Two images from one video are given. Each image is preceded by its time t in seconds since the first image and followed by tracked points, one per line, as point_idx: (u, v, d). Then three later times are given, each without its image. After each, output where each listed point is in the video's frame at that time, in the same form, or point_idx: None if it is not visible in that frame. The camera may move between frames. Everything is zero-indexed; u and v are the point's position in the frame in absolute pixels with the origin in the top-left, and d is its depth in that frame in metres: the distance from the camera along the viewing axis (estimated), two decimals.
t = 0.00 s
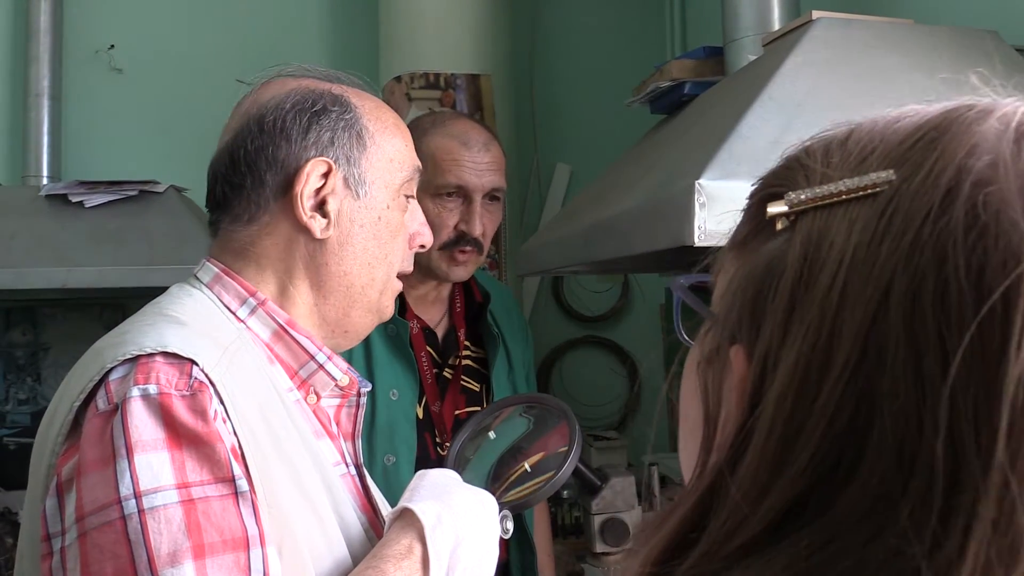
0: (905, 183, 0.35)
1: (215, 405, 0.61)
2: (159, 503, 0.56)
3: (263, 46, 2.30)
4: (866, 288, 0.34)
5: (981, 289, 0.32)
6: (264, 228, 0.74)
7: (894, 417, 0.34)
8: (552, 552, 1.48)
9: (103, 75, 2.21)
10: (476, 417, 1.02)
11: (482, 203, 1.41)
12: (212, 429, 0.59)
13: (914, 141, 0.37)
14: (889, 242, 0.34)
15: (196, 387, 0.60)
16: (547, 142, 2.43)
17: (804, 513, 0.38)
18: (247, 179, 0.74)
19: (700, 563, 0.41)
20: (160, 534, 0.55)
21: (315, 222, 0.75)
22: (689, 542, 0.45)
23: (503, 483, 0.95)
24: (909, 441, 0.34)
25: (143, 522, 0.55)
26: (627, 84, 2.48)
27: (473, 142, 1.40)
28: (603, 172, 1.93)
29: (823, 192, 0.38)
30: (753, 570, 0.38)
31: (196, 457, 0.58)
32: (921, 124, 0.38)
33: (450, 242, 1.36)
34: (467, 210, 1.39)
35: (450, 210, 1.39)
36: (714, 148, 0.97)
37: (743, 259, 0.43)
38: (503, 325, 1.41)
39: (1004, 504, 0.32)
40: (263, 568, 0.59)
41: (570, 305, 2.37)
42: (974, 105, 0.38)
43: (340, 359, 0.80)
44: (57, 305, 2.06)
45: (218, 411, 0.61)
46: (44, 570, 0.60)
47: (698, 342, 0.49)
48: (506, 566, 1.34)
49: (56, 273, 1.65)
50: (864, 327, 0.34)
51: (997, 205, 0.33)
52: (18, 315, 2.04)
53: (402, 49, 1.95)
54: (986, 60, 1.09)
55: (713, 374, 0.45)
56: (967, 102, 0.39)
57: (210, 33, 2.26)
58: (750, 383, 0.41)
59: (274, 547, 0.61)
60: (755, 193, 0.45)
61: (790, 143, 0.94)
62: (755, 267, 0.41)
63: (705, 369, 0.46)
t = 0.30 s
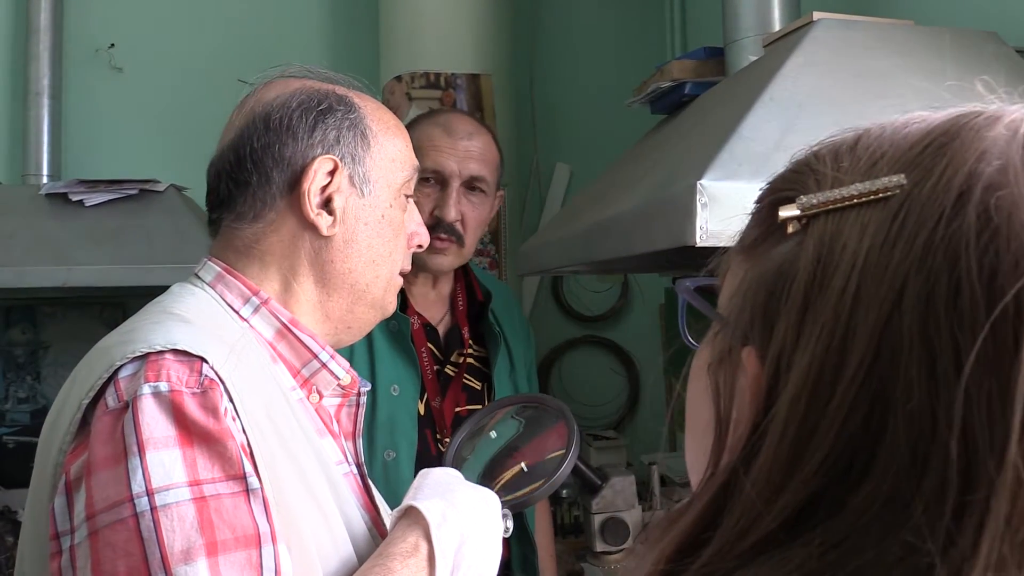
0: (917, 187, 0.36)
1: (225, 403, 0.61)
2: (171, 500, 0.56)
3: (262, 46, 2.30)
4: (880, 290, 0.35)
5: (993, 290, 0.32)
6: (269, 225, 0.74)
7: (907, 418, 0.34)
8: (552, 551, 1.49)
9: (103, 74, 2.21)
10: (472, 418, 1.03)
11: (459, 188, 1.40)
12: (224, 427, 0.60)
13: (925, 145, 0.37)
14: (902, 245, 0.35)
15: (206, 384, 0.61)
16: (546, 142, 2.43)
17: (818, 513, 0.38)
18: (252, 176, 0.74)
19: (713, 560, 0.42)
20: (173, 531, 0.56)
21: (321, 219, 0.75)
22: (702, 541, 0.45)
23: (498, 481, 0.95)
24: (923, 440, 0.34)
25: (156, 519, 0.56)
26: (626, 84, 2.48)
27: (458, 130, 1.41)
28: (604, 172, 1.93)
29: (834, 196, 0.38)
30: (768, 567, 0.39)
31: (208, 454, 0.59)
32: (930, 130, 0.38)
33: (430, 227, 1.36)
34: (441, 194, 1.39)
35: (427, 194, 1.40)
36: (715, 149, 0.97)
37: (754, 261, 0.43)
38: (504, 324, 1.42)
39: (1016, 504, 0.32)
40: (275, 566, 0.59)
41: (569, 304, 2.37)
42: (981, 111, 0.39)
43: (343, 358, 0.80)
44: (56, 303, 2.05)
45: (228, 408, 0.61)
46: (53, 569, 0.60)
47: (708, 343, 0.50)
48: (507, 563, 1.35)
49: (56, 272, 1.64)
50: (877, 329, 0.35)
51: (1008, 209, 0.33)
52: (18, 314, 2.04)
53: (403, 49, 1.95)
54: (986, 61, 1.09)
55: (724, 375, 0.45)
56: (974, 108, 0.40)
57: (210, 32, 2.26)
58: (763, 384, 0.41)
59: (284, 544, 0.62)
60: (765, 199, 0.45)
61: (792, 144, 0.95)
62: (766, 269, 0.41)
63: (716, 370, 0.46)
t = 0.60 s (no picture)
0: (926, 193, 0.36)
1: (228, 403, 0.61)
2: (174, 499, 0.56)
3: (262, 45, 2.30)
4: (889, 295, 0.35)
5: (1003, 297, 0.32)
6: (268, 223, 0.74)
7: (916, 422, 0.34)
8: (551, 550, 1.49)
9: (102, 73, 2.21)
10: (469, 419, 1.03)
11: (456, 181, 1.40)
12: (226, 426, 0.60)
13: (934, 151, 0.37)
14: (913, 250, 0.35)
15: (208, 383, 0.61)
16: (545, 142, 2.43)
17: (824, 515, 0.38)
18: (252, 174, 0.74)
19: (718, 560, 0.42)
20: (176, 530, 0.56)
21: (320, 217, 0.75)
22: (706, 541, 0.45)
23: (492, 483, 0.96)
24: (933, 444, 0.34)
25: (159, 518, 0.56)
26: (625, 85, 2.49)
27: (456, 126, 1.41)
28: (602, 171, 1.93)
29: (841, 199, 0.38)
30: (774, 567, 0.39)
31: (210, 454, 0.59)
32: (936, 135, 0.39)
33: (427, 221, 1.37)
34: (439, 186, 1.39)
35: (425, 188, 1.40)
36: (715, 150, 0.97)
37: (759, 263, 0.43)
38: (505, 324, 1.42)
39: None
40: (277, 565, 0.59)
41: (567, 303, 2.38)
42: (986, 118, 0.39)
43: (342, 358, 0.80)
44: (55, 303, 2.05)
45: (230, 408, 0.62)
46: (54, 568, 0.60)
47: (709, 345, 0.50)
48: (506, 562, 1.35)
49: (55, 271, 1.64)
50: (887, 334, 0.35)
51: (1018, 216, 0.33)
52: (17, 313, 2.04)
53: (402, 48, 1.95)
54: (984, 63, 1.10)
55: (729, 376, 0.45)
56: (978, 114, 0.40)
57: (209, 31, 2.26)
58: (771, 386, 0.41)
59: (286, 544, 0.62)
60: (768, 201, 0.45)
61: (791, 146, 0.95)
62: (773, 271, 0.41)
63: (720, 371, 0.46)
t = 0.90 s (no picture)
0: (924, 197, 0.36)
1: (226, 402, 0.62)
2: (170, 498, 0.57)
3: (261, 46, 2.30)
4: (889, 297, 0.35)
5: (1001, 298, 0.33)
6: (271, 224, 0.75)
7: (917, 422, 0.34)
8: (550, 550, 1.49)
9: (101, 72, 2.21)
10: (471, 421, 1.03)
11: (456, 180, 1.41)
12: (223, 426, 0.60)
13: (931, 154, 0.38)
14: (911, 253, 0.35)
15: (207, 383, 0.61)
16: (544, 142, 2.43)
17: (824, 515, 0.38)
18: (255, 174, 0.74)
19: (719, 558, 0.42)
20: (172, 529, 0.56)
21: (321, 218, 0.75)
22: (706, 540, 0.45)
23: (496, 486, 0.96)
24: (932, 444, 0.34)
25: (155, 517, 0.56)
26: (624, 86, 2.49)
27: (457, 125, 1.42)
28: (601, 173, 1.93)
29: (841, 202, 0.38)
30: (774, 565, 0.39)
31: (207, 453, 0.59)
32: (934, 138, 0.39)
33: (427, 218, 1.37)
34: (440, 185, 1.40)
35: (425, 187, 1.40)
36: (714, 152, 0.98)
37: (759, 264, 0.43)
38: (506, 327, 1.43)
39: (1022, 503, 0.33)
40: (274, 565, 0.59)
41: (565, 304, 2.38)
42: (983, 121, 0.39)
43: (343, 359, 0.80)
44: (54, 302, 2.05)
45: (228, 407, 0.62)
46: (51, 566, 0.60)
47: (708, 346, 0.50)
48: (505, 562, 1.35)
49: (54, 270, 1.64)
50: (886, 335, 0.35)
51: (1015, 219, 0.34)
52: (16, 312, 2.04)
53: (402, 49, 1.95)
54: (983, 66, 1.10)
55: (729, 376, 0.46)
56: (976, 118, 0.40)
57: (209, 31, 2.26)
58: (772, 387, 0.41)
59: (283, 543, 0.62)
60: (766, 203, 0.45)
61: (790, 148, 0.95)
62: (773, 273, 0.41)
63: (719, 372, 0.46)
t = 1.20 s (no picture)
0: (915, 197, 0.36)
1: (224, 402, 0.62)
2: (167, 498, 0.57)
3: (261, 46, 2.30)
4: (882, 298, 0.35)
5: (991, 298, 0.33)
6: (272, 224, 0.75)
7: (909, 420, 0.35)
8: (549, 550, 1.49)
9: (100, 72, 2.20)
10: (473, 422, 1.02)
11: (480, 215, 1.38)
12: (222, 426, 0.60)
13: (923, 154, 0.38)
14: (904, 253, 0.35)
15: (205, 383, 0.61)
16: (543, 143, 2.44)
17: (819, 512, 0.39)
18: (257, 175, 0.74)
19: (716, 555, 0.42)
20: (169, 529, 0.56)
21: (321, 220, 0.75)
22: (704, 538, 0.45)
23: (498, 488, 0.96)
24: (924, 440, 0.34)
25: (152, 517, 0.56)
26: (624, 87, 2.49)
27: (482, 155, 1.37)
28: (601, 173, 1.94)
29: (836, 203, 0.38)
30: (771, 563, 0.39)
31: (205, 453, 0.59)
32: (925, 139, 0.39)
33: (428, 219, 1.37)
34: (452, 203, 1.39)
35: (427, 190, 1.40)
36: (714, 154, 0.98)
37: (754, 265, 0.44)
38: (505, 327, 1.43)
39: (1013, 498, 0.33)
40: (270, 565, 0.59)
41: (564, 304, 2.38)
42: (974, 123, 0.40)
43: (344, 359, 0.80)
44: (53, 301, 2.05)
45: (226, 407, 0.62)
46: (51, 565, 0.60)
47: (705, 347, 0.50)
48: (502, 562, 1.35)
49: (54, 270, 1.64)
50: (879, 334, 0.35)
51: (1005, 219, 0.34)
52: (15, 311, 2.04)
53: (402, 50, 1.95)
54: (982, 68, 1.10)
55: (725, 377, 0.46)
56: (966, 120, 0.40)
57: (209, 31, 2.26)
58: (767, 387, 0.41)
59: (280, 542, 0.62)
60: (760, 206, 0.45)
61: (791, 150, 0.95)
62: (768, 274, 0.41)
63: (716, 372, 0.47)
